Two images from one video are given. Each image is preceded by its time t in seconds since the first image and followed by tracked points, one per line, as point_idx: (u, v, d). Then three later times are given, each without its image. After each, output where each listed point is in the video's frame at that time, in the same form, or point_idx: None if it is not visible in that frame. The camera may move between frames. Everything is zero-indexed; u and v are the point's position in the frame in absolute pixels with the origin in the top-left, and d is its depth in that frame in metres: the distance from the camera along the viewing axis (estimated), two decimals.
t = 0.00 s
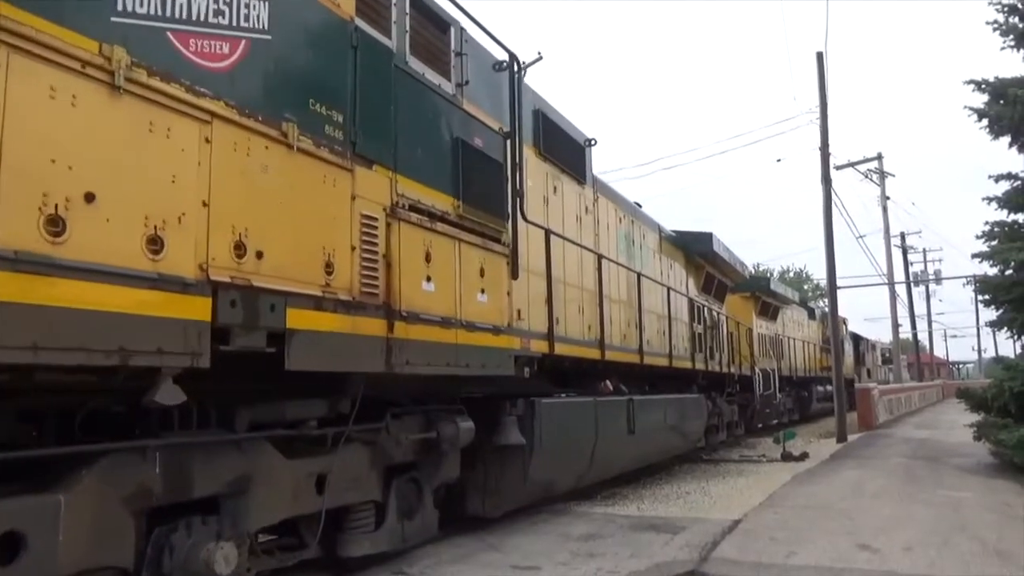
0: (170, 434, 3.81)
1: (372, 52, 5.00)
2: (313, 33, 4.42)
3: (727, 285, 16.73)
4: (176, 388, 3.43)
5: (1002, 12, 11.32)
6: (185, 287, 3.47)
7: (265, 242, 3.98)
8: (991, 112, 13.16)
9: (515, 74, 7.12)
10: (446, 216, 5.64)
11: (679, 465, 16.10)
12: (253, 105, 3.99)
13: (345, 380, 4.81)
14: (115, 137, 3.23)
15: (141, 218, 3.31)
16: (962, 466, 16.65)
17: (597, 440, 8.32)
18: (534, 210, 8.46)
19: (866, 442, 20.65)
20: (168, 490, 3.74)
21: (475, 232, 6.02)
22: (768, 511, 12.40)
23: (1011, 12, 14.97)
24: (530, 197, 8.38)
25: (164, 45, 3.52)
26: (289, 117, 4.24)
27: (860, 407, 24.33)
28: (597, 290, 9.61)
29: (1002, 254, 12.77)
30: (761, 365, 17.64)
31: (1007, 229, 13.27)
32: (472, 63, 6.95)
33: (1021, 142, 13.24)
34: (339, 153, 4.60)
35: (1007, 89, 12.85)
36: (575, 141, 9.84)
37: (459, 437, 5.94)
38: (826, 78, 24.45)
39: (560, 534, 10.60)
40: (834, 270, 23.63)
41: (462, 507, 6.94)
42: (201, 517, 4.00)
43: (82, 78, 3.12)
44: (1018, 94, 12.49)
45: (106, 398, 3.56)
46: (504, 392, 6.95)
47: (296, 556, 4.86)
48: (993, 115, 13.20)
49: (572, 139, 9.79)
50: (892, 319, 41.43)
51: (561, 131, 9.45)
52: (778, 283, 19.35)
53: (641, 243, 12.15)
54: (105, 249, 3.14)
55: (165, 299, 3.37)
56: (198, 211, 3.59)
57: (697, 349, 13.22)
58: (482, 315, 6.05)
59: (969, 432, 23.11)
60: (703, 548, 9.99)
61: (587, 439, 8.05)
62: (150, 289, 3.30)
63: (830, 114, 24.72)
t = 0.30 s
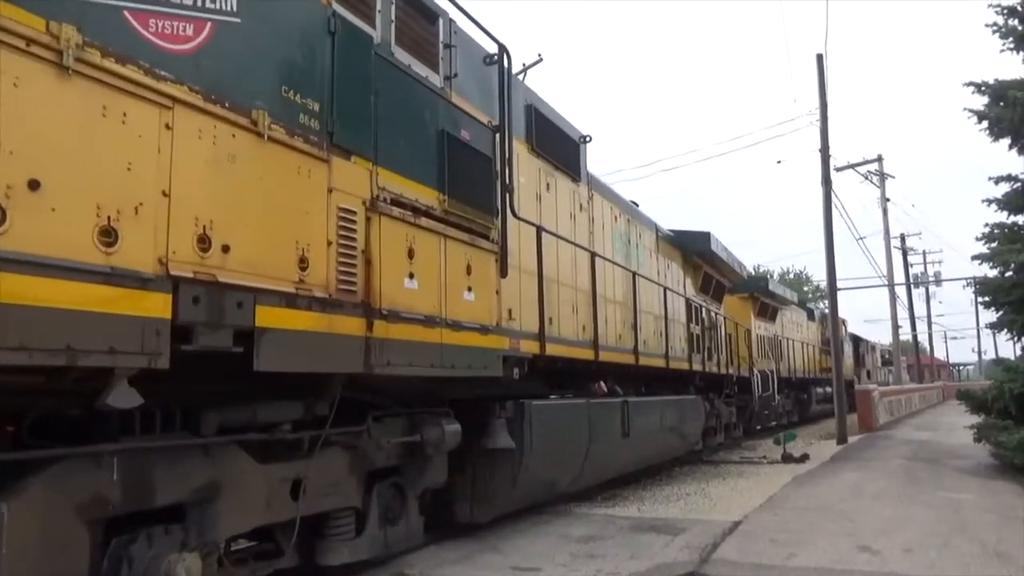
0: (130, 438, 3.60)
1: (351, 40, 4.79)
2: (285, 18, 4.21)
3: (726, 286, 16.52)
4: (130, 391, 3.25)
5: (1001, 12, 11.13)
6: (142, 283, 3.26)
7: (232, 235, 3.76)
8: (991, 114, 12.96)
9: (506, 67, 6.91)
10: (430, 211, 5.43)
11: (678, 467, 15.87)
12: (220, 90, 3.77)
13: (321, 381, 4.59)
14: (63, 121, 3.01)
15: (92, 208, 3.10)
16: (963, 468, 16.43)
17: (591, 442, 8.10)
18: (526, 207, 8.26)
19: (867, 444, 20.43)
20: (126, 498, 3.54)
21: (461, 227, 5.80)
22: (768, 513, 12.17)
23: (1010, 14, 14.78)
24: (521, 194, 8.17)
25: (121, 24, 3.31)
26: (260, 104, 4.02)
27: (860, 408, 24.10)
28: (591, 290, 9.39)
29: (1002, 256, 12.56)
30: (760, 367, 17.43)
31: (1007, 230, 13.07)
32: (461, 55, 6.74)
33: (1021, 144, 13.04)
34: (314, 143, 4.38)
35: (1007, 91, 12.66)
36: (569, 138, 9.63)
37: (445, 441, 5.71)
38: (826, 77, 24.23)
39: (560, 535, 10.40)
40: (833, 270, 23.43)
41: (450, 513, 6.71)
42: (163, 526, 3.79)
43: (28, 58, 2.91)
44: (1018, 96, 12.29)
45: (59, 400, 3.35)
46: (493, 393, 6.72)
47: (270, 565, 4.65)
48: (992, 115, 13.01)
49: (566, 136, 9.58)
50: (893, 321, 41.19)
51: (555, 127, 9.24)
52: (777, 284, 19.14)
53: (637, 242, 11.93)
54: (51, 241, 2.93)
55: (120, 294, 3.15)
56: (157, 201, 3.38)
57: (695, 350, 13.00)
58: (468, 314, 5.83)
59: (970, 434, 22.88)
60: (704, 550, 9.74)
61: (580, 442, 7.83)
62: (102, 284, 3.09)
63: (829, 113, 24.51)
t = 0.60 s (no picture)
0: (84, 443, 3.38)
1: (330, 25, 4.57)
2: None
3: (724, 287, 16.29)
4: (79, 393, 3.02)
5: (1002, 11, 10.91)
6: (94, 277, 3.05)
7: (196, 227, 3.54)
8: (992, 116, 12.74)
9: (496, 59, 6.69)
10: (413, 204, 5.20)
11: (677, 469, 15.63)
12: (183, 73, 3.55)
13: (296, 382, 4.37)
14: (5, 101, 2.79)
15: (37, 195, 2.88)
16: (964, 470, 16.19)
17: (584, 445, 7.87)
18: (518, 205, 8.04)
19: (868, 446, 20.19)
20: (80, 508, 3.32)
21: (447, 223, 5.57)
22: (769, 515, 11.93)
23: (1011, 16, 14.57)
24: (513, 190, 7.94)
25: None
26: (228, 89, 3.80)
27: (861, 410, 23.85)
28: (585, 289, 9.17)
29: (1003, 258, 12.34)
30: (760, 369, 17.20)
31: (1008, 232, 12.85)
32: (450, 46, 6.51)
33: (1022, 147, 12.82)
34: (288, 132, 4.16)
35: (1008, 93, 12.46)
36: (563, 134, 9.41)
37: (429, 444, 5.48)
38: (826, 77, 24.00)
39: (561, 537, 10.18)
40: (833, 271, 23.20)
41: (437, 519, 6.48)
42: (122, 536, 3.58)
43: None
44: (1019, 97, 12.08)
45: (5, 403, 3.13)
46: (482, 394, 6.49)
47: None
48: (992, 116, 12.81)
49: (560, 132, 9.35)
50: (894, 322, 40.93)
51: (548, 123, 9.02)
52: (776, 285, 18.90)
53: (634, 241, 11.70)
54: None
55: (68, 288, 2.94)
56: (110, 189, 3.16)
57: (692, 351, 12.77)
58: (455, 313, 5.61)
59: (971, 435, 22.63)
60: (706, 552, 9.51)
61: (573, 444, 7.60)
62: (47, 277, 2.87)
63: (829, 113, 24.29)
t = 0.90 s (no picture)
0: (32, 450, 3.16)
1: (306, 9, 4.35)
2: None
3: (723, 288, 16.05)
4: (20, 395, 2.80)
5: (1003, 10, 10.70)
6: (36, 271, 2.82)
7: (153, 218, 3.31)
8: (992, 119, 12.51)
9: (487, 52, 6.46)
10: (394, 198, 4.97)
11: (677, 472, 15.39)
12: (140, 54, 3.32)
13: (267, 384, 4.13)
14: None
15: None
16: (964, 473, 15.96)
17: (577, 448, 7.63)
18: (508, 203, 7.81)
19: (870, 449, 19.94)
20: (26, 518, 3.10)
21: (431, 218, 5.35)
22: (770, 518, 11.69)
23: (1012, 19, 14.37)
24: (503, 185, 7.72)
25: None
26: (191, 72, 3.57)
27: (862, 412, 23.60)
28: (578, 289, 8.94)
29: (1005, 260, 12.12)
30: (759, 371, 16.96)
31: (1009, 235, 12.63)
32: (438, 37, 6.29)
33: None
34: (257, 119, 3.93)
35: (1010, 96, 12.24)
36: (557, 130, 9.18)
37: (412, 449, 5.24)
38: (827, 77, 23.80)
39: (560, 540, 9.95)
40: (834, 271, 22.98)
41: (424, 526, 6.24)
42: (74, 549, 3.35)
43: None
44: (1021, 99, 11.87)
45: None
46: (469, 397, 6.25)
47: None
48: (994, 115, 12.61)
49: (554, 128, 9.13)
50: (895, 325, 40.66)
51: (541, 118, 8.79)
52: (775, 286, 18.67)
53: (631, 241, 11.47)
54: None
55: (6, 282, 2.71)
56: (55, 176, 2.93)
57: (690, 353, 12.54)
58: (440, 312, 5.38)
59: (973, 438, 22.38)
60: (707, 554, 9.27)
61: (566, 448, 7.36)
62: None
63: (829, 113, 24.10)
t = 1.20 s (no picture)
0: None
1: None
2: None
3: (721, 288, 15.81)
4: None
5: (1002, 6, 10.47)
6: None
7: (101, 208, 3.08)
8: (992, 120, 12.27)
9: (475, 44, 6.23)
10: (372, 190, 4.74)
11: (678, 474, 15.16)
12: (88, 31, 3.10)
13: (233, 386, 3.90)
14: None
15: None
16: (966, 474, 15.72)
17: (569, 451, 7.39)
18: (496, 198, 7.56)
19: (871, 449, 19.68)
20: None
21: (412, 212, 5.12)
22: (772, 519, 11.46)
23: (1013, 20, 14.14)
24: (492, 180, 7.49)
25: None
26: (146, 53, 3.35)
27: (863, 413, 23.35)
28: (570, 288, 8.71)
29: (1006, 260, 11.89)
30: (758, 371, 16.72)
31: (1010, 236, 12.41)
32: (425, 27, 6.04)
33: None
34: (221, 104, 3.70)
35: (1010, 97, 12.00)
36: (549, 125, 8.94)
37: (393, 453, 5.01)
38: (827, 77, 23.57)
39: (561, 542, 9.73)
40: (834, 271, 22.74)
41: (409, 532, 6.01)
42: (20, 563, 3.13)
43: None
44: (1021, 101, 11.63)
45: None
46: (454, 399, 6.02)
47: None
48: (994, 114, 12.39)
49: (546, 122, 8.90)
50: (895, 326, 40.40)
51: (533, 113, 8.56)
52: (774, 287, 18.43)
53: (627, 239, 11.23)
54: None
55: None
56: None
57: (687, 353, 12.31)
58: (422, 310, 5.15)
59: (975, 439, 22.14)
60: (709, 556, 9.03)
61: (557, 450, 7.12)
62: None
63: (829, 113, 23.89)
